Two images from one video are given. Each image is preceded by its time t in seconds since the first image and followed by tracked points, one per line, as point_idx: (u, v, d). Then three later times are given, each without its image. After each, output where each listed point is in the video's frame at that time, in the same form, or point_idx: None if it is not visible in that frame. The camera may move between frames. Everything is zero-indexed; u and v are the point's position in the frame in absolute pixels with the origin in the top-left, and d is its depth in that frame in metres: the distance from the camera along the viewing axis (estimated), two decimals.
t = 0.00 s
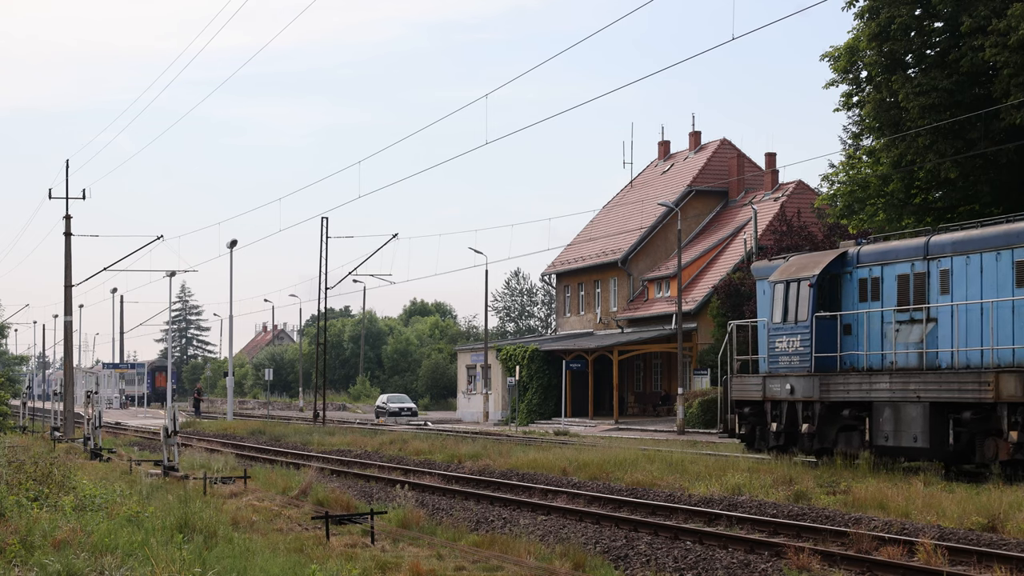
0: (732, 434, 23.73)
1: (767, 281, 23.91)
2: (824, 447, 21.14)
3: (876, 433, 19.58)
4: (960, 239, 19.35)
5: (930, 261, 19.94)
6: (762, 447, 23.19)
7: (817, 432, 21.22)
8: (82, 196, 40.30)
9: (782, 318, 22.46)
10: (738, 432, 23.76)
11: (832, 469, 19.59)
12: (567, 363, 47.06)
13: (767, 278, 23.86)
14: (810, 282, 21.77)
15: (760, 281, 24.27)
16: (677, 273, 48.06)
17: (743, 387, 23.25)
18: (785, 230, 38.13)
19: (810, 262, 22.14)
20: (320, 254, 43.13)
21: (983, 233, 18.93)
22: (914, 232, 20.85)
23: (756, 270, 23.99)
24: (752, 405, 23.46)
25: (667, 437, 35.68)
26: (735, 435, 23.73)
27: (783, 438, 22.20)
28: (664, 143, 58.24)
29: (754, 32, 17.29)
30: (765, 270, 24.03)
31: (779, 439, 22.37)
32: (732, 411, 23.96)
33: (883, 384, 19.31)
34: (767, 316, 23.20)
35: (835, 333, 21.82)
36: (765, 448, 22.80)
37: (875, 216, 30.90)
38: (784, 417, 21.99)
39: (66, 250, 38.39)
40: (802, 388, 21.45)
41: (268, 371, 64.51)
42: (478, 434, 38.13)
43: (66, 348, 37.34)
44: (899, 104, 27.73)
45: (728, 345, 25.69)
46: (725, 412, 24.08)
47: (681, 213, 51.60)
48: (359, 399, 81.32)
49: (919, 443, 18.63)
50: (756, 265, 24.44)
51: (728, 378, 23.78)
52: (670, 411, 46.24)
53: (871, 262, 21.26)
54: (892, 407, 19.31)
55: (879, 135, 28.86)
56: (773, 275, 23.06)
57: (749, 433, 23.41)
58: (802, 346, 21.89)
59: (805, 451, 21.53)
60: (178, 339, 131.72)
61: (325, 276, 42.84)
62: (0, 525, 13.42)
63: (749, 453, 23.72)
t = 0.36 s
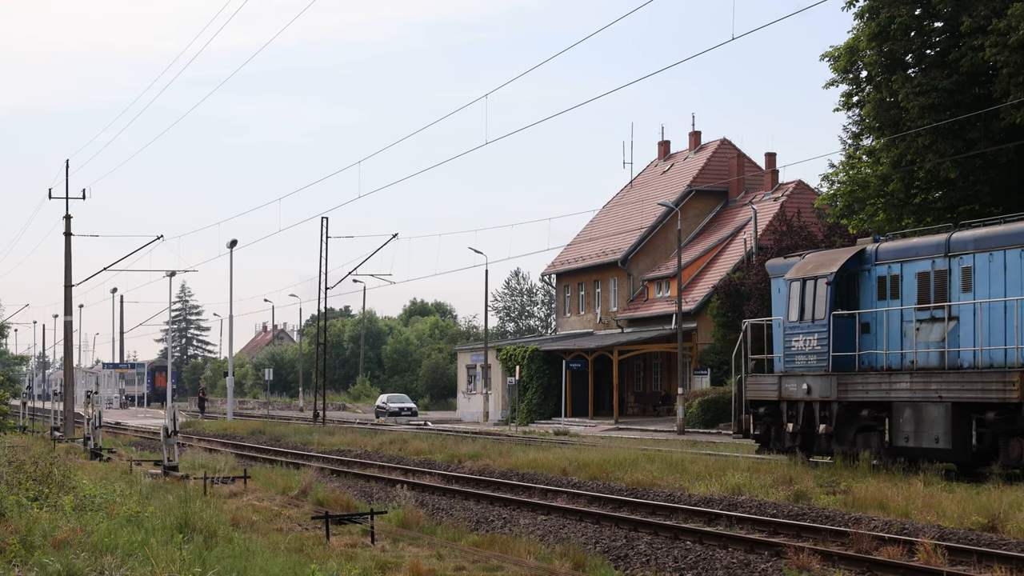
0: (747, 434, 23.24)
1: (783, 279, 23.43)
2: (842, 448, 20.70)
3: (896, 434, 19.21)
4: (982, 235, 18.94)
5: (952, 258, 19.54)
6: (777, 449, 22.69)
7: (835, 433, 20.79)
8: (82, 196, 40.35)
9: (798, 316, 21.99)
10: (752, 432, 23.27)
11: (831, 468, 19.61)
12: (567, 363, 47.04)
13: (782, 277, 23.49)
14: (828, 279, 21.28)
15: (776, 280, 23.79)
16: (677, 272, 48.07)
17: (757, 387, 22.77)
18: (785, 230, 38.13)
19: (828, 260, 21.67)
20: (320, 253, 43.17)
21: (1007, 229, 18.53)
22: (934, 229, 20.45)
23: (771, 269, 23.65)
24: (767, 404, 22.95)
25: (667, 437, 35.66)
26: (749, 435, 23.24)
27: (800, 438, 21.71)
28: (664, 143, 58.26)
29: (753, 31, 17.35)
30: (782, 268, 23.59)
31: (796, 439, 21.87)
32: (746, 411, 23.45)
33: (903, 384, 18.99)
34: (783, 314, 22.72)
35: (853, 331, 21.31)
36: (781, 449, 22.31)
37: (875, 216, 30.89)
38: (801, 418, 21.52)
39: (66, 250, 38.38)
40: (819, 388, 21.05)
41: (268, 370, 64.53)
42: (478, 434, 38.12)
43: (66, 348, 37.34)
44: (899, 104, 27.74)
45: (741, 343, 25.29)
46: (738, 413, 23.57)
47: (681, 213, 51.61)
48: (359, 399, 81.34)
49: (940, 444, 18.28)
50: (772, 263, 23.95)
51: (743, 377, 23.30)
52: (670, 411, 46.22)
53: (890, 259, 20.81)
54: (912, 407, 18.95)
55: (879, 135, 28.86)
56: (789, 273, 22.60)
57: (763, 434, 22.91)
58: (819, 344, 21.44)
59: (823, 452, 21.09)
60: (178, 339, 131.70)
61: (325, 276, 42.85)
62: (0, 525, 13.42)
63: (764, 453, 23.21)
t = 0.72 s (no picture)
0: (760, 436, 22.73)
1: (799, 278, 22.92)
2: (858, 449, 20.15)
3: (914, 435, 18.75)
4: (1004, 233, 18.57)
5: (972, 256, 19.18)
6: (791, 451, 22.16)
7: (851, 435, 20.29)
8: (82, 197, 40.41)
9: (813, 315, 21.48)
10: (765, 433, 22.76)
11: (831, 469, 19.61)
12: (567, 363, 47.04)
13: (797, 275, 23.00)
14: (844, 278, 20.83)
15: (790, 278, 23.28)
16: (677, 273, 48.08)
17: (772, 387, 22.30)
18: (785, 230, 38.11)
19: (843, 258, 21.20)
20: (320, 254, 43.22)
21: None
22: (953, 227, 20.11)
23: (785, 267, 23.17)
24: (781, 405, 22.42)
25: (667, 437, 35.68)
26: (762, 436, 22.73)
27: (814, 439, 21.09)
28: (664, 143, 58.30)
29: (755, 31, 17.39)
30: (796, 266, 23.09)
31: (809, 441, 21.27)
32: (760, 412, 22.94)
33: (922, 384, 18.60)
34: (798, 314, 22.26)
35: (870, 330, 20.87)
36: (795, 450, 21.79)
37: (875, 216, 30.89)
38: (816, 418, 21.00)
39: (66, 250, 38.40)
40: (836, 387, 20.59)
41: (268, 371, 64.53)
42: (478, 434, 38.13)
43: (66, 347, 37.36)
44: (899, 104, 27.74)
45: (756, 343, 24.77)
46: (752, 413, 23.07)
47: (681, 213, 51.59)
48: (359, 399, 81.38)
49: (961, 446, 17.84)
50: (786, 260, 23.44)
51: (757, 377, 22.85)
52: (670, 411, 46.22)
53: (908, 257, 20.46)
54: (931, 408, 18.52)
55: (879, 135, 28.89)
56: (803, 271, 22.11)
57: (777, 435, 22.38)
58: (835, 344, 20.91)
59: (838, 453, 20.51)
60: (179, 339, 131.73)
61: (326, 276, 42.89)
62: (1, 525, 13.42)
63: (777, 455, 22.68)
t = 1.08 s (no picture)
0: (773, 436, 22.61)
1: (811, 276, 22.69)
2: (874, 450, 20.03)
3: (933, 435, 18.57)
4: None
5: (990, 254, 18.83)
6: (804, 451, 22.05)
7: (867, 435, 20.15)
8: (82, 197, 40.39)
9: (828, 314, 21.27)
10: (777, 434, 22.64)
11: (831, 469, 19.61)
12: (567, 363, 47.03)
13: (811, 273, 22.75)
14: (860, 276, 20.58)
15: (802, 276, 23.01)
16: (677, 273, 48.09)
17: (785, 387, 22.16)
18: (784, 230, 38.02)
19: (858, 256, 20.95)
20: (320, 254, 43.22)
21: None
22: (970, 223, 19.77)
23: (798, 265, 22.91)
24: (794, 405, 22.29)
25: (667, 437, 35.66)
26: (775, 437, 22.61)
27: (828, 440, 21.00)
28: (664, 143, 58.31)
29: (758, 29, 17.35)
30: (808, 265, 22.85)
31: (824, 441, 21.20)
32: (773, 412, 22.82)
33: (940, 384, 18.38)
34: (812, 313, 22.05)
35: (886, 329, 20.65)
36: (809, 451, 21.66)
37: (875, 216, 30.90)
38: (831, 418, 20.88)
39: (66, 250, 38.39)
40: (851, 387, 20.42)
41: (268, 371, 64.51)
42: (478, 434, 38.11)
43: (66, 348, 37.35)
44: (899, 104, 27.74)
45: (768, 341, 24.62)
46: (764, 413, 22.95)
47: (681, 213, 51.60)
48: (359, 400, 81.34)
49: (980, 446, 17.66)
50: (798, 258, 23.20)
51: (769, 376, 22.71)
52: (670, 411, 46.20)
53: (924, 255, 20.14)
54: (949, 408, 18.33)
55: (880, 135, 28.90)
56: (817, 269, 21.85)
57: (790, 435, 22.28)
58: (851, 343, 20.73)
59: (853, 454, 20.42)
60: (179, 339, 131.66)
61: (326, 276, 42.87)
62: (0, 525, 13.42)
63: (790, 456, 22.54)
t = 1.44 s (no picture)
0: (785, 437, 22.38)
1: (823, 275, 22.50)
2: (890, 451, 19.79)
3: (950, 436, 18.26)
4: None
5: (1008, 251, 18.47)
6: (817, 451, 21.81)
7: (881, 436, 19.88)
8: (82, 197, 40.37)
9: (841, 313, 21.14)
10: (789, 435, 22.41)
11: (830, 469, 19.62)
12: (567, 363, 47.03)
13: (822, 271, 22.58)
14: (873, 274, 20.35)
15: (814, 274, 22.84)
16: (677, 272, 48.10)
17: (797, 387, 21.93)
18: (784, 230, 37.91)
19: (872, 254, 20.69)
20: (320, 254, 43.23)
21: None
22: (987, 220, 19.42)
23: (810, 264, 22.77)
24: (806, 405, 22.07)
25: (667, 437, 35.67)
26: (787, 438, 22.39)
27: (842, 440, 20.80)
28: (664, 143, 58.32)
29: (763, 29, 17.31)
30: (821, 263, 22.68)
31: (838, 442, 21.00)
32: (785, 413, 22.60)
33: (957, 383, 17.99)
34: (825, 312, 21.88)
35: (900, 328, 20.42)
36: (822, 452, 21.43)
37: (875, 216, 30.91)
38: (844, 419, 20.66)
39: (66, 250, 38.39)
40: (864, 387, 20.15)
41: (268, 370, 64.52)
42: (478, 434, 38.11)
43: (66, 348, 37.33)
44: (899, 104, 27.75)
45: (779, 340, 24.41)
46: (776, 414, 22.74)
47: (681, 213, 51.60)
48: (359, 400, 81.33)
49: (998, 447, 17.28)
50: (811, 257, 23.06)
51: (781, 376, 22.50)
52: (670, 411, 46.20)
53: (940, 253, 19.84)
54: (966, 408, 17.99)
55: (880, 135, 28.91)
56: (830, 267, 21.68)
57: (802, 436, 22.06)
58: (865, 343, 20.53)
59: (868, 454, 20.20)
60: (179, 339, 131.65)
61: (326, 276, 42.88)
62: (0, 525, 13.42)
63: (802, 456, 22.31)
